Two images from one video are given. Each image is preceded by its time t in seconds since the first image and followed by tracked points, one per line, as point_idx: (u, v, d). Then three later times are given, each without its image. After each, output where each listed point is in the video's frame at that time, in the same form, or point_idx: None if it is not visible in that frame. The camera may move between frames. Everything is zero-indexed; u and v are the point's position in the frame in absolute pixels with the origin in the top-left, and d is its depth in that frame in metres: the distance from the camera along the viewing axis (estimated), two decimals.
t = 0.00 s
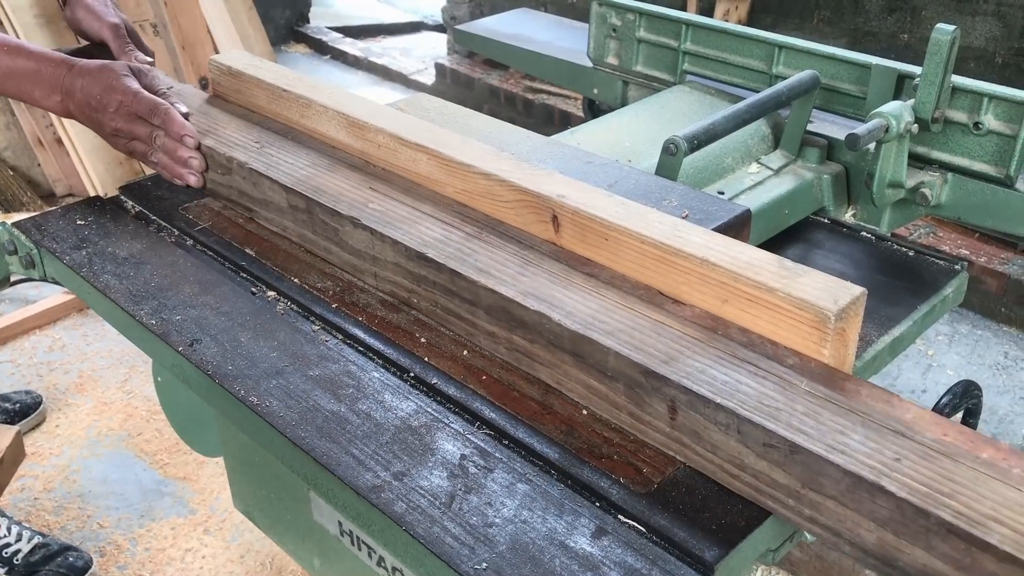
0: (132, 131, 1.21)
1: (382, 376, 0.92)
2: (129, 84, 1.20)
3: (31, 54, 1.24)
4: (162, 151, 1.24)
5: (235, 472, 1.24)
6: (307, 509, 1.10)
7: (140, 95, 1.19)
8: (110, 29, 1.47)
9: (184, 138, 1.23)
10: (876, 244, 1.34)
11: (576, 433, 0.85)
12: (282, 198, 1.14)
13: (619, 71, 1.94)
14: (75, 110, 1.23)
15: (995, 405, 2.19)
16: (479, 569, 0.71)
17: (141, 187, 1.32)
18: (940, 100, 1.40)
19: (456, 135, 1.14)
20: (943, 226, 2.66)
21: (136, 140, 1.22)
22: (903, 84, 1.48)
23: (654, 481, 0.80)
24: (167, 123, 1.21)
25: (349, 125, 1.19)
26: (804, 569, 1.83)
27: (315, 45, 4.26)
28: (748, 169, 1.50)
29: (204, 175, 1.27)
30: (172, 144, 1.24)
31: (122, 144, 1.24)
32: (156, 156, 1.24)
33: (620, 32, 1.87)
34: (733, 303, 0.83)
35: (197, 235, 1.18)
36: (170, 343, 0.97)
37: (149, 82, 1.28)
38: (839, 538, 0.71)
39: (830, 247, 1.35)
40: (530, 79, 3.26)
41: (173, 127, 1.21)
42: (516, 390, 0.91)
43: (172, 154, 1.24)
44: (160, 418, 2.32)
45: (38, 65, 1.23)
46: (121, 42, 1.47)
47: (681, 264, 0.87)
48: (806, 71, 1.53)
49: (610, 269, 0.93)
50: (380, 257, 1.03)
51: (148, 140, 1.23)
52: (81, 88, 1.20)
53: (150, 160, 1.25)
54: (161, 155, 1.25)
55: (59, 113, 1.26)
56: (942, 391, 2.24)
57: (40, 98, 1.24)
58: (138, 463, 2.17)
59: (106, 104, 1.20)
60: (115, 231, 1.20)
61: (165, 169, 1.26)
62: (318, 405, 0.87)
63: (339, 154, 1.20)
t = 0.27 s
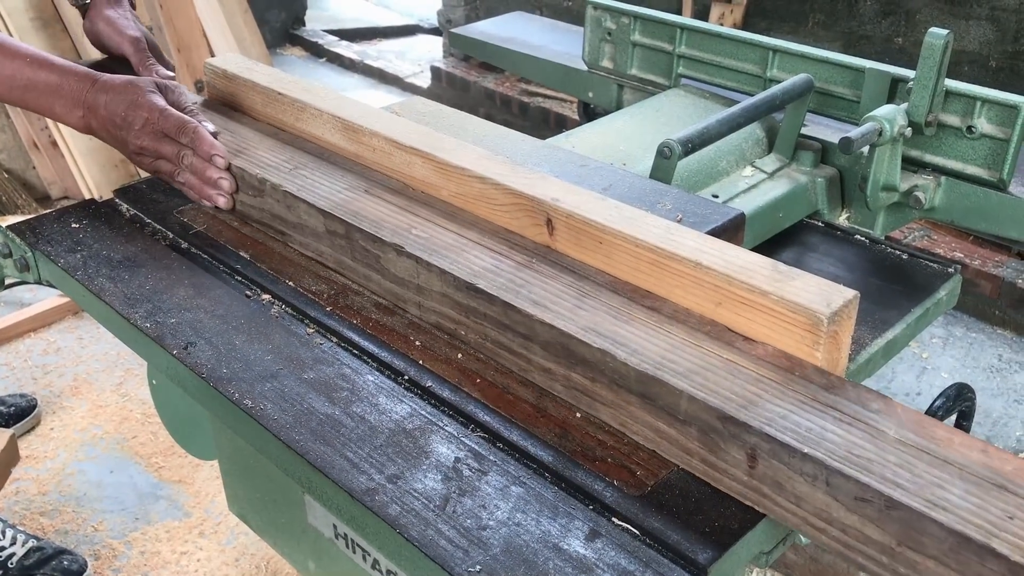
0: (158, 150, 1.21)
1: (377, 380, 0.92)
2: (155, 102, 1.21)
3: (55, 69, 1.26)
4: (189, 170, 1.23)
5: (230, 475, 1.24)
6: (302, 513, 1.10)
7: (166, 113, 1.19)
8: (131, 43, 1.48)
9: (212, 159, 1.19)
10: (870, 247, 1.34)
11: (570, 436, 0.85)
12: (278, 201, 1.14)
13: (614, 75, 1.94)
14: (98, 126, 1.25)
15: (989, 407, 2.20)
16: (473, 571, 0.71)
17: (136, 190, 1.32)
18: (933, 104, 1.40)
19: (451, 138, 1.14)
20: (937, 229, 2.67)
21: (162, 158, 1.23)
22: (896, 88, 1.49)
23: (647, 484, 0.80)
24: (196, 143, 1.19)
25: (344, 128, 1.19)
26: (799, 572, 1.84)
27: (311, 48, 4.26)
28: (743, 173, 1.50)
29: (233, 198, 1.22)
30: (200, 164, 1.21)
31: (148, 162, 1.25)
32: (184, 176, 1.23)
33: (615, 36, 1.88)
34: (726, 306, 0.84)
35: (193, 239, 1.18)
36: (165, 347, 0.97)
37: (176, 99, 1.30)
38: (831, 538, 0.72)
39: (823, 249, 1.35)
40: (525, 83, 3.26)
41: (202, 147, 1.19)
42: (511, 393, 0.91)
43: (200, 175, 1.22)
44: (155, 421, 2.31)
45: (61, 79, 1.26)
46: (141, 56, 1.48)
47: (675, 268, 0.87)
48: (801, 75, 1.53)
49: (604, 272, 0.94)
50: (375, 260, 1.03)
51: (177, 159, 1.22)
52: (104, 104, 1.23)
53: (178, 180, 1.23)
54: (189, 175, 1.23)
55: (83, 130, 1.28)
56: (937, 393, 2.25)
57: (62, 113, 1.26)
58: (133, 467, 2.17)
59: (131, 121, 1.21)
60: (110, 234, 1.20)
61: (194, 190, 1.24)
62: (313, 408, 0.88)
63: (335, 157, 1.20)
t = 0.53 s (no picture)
0: (139, 145, 1.21)
1: (376, 380, 0.92)
2: (137, 97, 1.21)
3: (33, 65, 1.26)
4: (169, 164, 1.23)
5: (229, 476, 1.23)
6: (300, 513, 1.10)
7: (146, 108, 1.19)
8: (150, 52, 1.49)
9: (192, 151, 1.21)
10: (868, 248, 1.35)
11: (569, 437, 0.85)
12: (276, 202, 1.14)
13: (612, 76, 1.95)
14: (78, 121, 1.25)
15: (987, 409, 2.20)
16: (473, 572, 0.71)
17: (135, 190, 1.32)
18: (931, 105, 1.41)
19: (450, 138, 1.14)
20: (935, 231, 2.68)
21: (144, 153, 1.22)
22: (894, 89, 1.49)
23: (647, 484, 0.80)
24: (176, 137, 1.19)
25: (342, 128, 1.19)
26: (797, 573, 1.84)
27: (309, 49, 4.26)
28: (741, 174, 1.50)
29: (213, 189, 1.24)
30: (180, 157, 1.22)
31: (129, 157, 1.24)
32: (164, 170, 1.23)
33: (614, 37, 1.88)
34: (725, 306, 0.84)
35: (191, 239, 1.18)
36: (163, 347, 0.97)
37: (153, 92, 1.28)
38: (831, 538, 0.72)
39: (822, 250, 1.35)
40: (524, 84, 3.26)
41: (182, 141, 1.20)
42: (510, 394, 0.91)
43: (180, 168, 1.23)
44: (153, 422, 2.31)
45: (41, 76, 1.25)
46: (160, 65, 1.48)
47: (674, 268, 0.87)
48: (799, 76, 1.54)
49: (603, 272, 0.94)
50: (374, 261, 1.03)
51: (155, 153, 1.21)
52: (85, 99, 1.22)
53: (158, 173, 1.24)
54: (170, 169, 1.23)
55: (64, 124, 1.28)
56: (935, 395, 2.25)
57: (42, 108, 1.26)
58: (131, 468, 2.17)
59: (112, 116, 1.21)
60: (108, 235, 1.20)
61: (173, 183, 1.25)
62: (312, 408, 0.87)
63: (334, 158, 1.20)
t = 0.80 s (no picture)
0: (154, 155, 1.21)
1: (372, 383, 0.91)
2: (150, 107, 1.21)
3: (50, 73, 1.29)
4: (186, 175, 1.21)
5: (226, 478, 1.23)
6: (298, 516, 1.09)
7: (160, 119, 1.19)
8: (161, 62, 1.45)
9: (209, 161, 1.18)
10: (867, 248, 1.34)
11: (566, 439, 0.85)
12: (272, 203, 1.14)
13: (611, 76, 1.94)
14: (93, 131, 1.27)
15: (987, 408, 2.19)
16: None
17: (131, 192, 1.31)
18: (930, 105, 1.40)
19: (446, 139, 1.13)
20: (935, 230, 2.68)
21: (159, 163, 1.22)
22: (893, 88, 1.49)
23: (644, 487, 0.80)
24: (191, 147, 1.17)
25: (339, 129, 1.18)
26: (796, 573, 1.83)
27: (307, 50, 4.25)
28: (739, 174, 1.50)
29: (231, 202, 1.20)
30: (196, 168, 1.19)
31: (145, 167, 1.24)
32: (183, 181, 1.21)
33: (612, 37, 1.87)
34: (723, 307, 0.83)
35: (187, 241, 1.18)
36: (158, 350, 0.96)
37: (169, 102, 1.28)
38: (829, 540, 0.72)
39: (821, 250, 1.35)
40: (522, 84, 3.26)
41: (198, 151, 1.17)
42: (507, 396, 0.91)
43: (196, 179, 1.20)
44: (152, 424, 2.31)
45: (55, 85, 1.27)
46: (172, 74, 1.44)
47: (671, 269, 0.86)
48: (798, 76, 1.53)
49: (601, 273, 0.93)
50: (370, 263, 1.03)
51: (172, 164, 1.20)
52: (99, 109, 1.24)
53: (176, 185, 1.22)
54: (186, 180, 1.21)
55: (80, 134, 1.30)
56: (934, 394, 2.24)
57: (58, 118, 1.28)
58: (129, 470, 2.16)
59: (126, 128, 1.22)
60: (104, 237, 1.19)
61: (191, 195, 1.22)
62: (307, 411, 0.87)
63: (330, 159, 1.20)
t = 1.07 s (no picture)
0: (172, 166, 1.18)
1: (371, 383, 0.91)
2: (167, 117, 1.18)
3: (65, 79, 1.25)
4: (205, 186, 1.18)
5: (226, 479, 1.23)
6: (298, 517, 1.09)
7: (178, 129, 1.16)
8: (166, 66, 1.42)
9: (229, 174, 1.15)
10: (866, 247, 1.34)
11: (565, 439, 0.85)
12: (271, 205, 1.14)
13: (609, 75, 1.94)
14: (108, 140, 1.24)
15: (987, 406, 2.19)
16: None
17: (130, 194, 1.31)
18: (929, 103, 1.40)
19: (445, 139, 1.13)
20: (935, 228, 2.68)
21: (177, 174, 1.19)
22: (891, 87, 1.49)
23: (643, 487, 0.80)
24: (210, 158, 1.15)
25: (337, 130, 1.18)
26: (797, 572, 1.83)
27: (307, 50, 4.25)
28: (738, 173, 1.50)
29: (251, 215, 1.17)
30: (215, 179, 1.17)
31: (162, 178, 1.22)
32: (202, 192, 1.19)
33: (610, 36, 1.87)
34: (721, 306, 0.83)
35: (186, 242, 1.18)
36: (158, 351, 0.96)
37: (187, 111, 1.25)
38: (828, 540, 0.71)
39: (820, 249, 1.35)
40: (521, 84, 3.26)
41: (217, 162, 1.15)
42: (506, 397, 0.91)
43: (216, 192, 1.18)
44: (152, 424, 2.31)
45: (72, 92, 1.24)
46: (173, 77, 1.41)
47: (669, 269, 0.86)
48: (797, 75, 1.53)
49: (599, 273, 0.93)
50: (369, 264, 1.03)
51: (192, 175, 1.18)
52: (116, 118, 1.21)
53: (195, 197, 1.20)
54: (205, 192, 1.19)
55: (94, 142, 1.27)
56: (934, 393, 2.24)
57: (71, 125, 1.25)
58: (130, 471, 2.16)
59: (144, 137, 1.19)
60: (103, 239, 1.19)
61: (210, 207, 1.20)
62: (307, 412, 0.87)
63: (329, 159, 1.20)
